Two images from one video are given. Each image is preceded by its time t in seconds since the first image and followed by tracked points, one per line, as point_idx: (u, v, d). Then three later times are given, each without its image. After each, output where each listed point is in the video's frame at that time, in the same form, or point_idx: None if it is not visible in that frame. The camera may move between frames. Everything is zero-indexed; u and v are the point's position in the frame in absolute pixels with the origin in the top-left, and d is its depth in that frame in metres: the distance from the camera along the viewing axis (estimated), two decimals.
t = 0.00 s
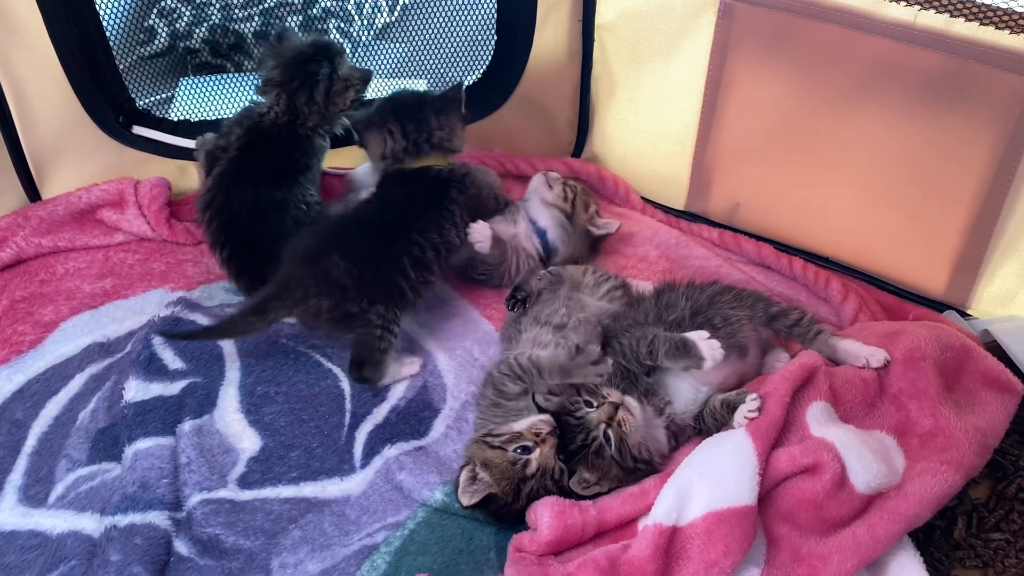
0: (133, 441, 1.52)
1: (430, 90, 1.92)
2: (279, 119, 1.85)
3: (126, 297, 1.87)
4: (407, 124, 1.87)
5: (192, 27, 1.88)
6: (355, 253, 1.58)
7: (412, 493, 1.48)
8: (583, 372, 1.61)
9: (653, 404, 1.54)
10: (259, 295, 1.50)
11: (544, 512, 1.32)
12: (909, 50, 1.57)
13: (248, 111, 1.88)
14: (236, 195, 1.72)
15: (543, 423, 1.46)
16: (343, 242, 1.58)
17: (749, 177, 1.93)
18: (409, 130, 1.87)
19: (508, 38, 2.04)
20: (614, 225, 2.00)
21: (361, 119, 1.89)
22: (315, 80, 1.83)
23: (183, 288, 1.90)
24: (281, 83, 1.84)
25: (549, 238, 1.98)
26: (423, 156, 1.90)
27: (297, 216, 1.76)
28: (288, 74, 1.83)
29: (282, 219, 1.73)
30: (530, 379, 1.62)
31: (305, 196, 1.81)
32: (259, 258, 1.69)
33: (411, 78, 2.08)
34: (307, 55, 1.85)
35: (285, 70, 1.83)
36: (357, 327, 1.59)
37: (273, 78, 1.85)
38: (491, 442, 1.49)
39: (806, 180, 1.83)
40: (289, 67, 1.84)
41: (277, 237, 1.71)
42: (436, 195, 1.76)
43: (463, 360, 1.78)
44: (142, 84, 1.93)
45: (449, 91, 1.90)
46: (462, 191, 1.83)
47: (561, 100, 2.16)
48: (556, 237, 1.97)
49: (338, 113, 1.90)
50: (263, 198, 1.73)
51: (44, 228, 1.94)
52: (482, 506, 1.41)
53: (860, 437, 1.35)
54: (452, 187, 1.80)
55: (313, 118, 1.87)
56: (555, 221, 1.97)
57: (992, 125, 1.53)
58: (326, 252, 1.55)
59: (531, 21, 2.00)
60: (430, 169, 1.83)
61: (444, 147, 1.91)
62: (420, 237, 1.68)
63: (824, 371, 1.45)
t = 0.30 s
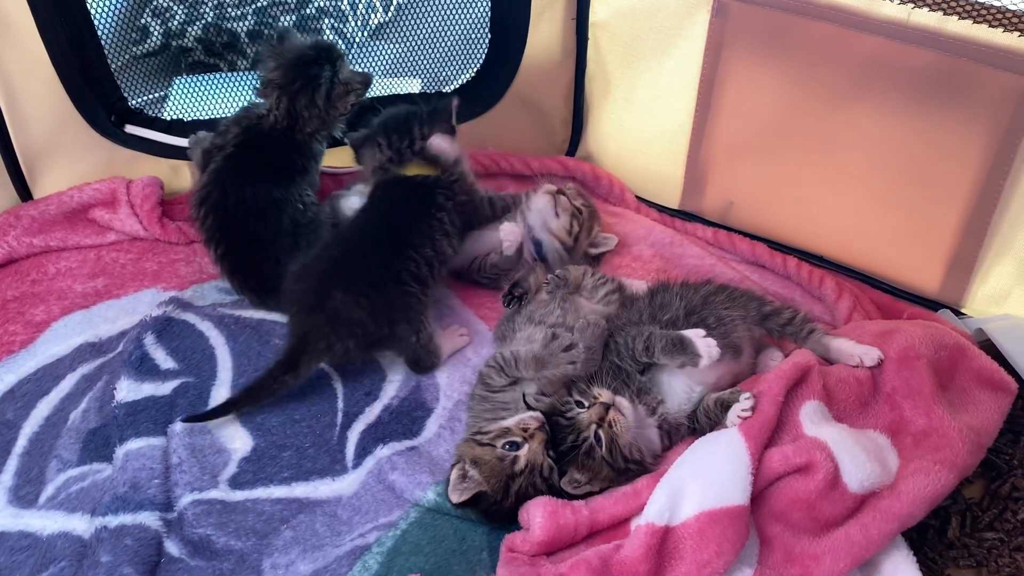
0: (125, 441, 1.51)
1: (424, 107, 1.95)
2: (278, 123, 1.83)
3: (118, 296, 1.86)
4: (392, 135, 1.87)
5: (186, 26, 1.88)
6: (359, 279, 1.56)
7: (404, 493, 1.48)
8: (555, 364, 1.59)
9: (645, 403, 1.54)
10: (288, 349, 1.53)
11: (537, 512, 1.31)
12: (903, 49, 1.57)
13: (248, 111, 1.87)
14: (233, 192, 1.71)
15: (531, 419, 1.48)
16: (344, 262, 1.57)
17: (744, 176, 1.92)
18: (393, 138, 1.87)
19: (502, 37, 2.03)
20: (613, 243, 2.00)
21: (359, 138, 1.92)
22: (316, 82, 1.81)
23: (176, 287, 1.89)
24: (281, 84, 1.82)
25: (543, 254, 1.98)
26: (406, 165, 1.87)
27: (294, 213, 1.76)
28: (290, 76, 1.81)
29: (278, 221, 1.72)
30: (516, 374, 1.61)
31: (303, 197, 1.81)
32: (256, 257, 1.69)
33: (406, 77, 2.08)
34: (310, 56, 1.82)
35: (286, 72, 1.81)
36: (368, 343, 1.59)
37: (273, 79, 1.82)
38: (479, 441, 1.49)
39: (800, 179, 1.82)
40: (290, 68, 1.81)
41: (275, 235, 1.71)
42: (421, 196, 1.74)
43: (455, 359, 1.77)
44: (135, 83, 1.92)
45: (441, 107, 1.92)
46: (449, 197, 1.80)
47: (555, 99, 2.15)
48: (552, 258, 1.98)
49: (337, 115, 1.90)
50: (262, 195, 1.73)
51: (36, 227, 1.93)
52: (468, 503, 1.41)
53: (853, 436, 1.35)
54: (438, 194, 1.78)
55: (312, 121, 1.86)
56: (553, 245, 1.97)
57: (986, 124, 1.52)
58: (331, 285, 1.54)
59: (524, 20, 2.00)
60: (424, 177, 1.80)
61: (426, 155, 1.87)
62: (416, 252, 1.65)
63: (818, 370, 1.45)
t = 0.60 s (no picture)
0: (122, 440, 1.51)
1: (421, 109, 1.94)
2: (269, 125, 1.81)
3: (115, 295, 1.86)
4: (388, 132, 1.85)
5: (183, 24, 1.87)
6: (365, 258, 1.57)
7: (402, 491, 1.47)
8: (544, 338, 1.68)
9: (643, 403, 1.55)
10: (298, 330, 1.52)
11: (535, 509, 1.31)
12: (900, 47, 1.57)
13: (242, 113, 1.86)
14: (234, 192, 1.70)
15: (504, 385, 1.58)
16: (344, 239, 1.57)
17: (740, 173, 1.92)
18: (388, 136, 1.85)
19: (500, 35, 2.03)
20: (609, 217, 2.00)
21: (353, 132, 1.89)
22: (310, 85, 1.81)
23: (172, 286, 1.88)
24: (273, 89, 1.81)
25: (544, 237, 2.02)
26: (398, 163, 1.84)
27: (298, 214, 1.74)
28: (282, 79, 1.80)
29: (281, 220, 1.71)
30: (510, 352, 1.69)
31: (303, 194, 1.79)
32: (259, 257, 1.68)
33: (404, 75, 2.08)
34: (301, 57, 1.81)
35: (279, 75, 1.80)
36: (371, 322, 1.59)
37: (266, 82, 1.82)
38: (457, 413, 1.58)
39: (799, 176, 1.82)
40: (283, 72, 1.80)
41: (277, 235, 1.70)
42: (411, 184, 1.75)
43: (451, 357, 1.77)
44: (132, 81, 1.91)
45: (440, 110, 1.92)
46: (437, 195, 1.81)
47: (552, 97, 2.15)
48: (553, 238, 2.01)
49: (330, 115, 1.89)
50: (264, 194, 1.72)
51: (32, 226, 1.93)
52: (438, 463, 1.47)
53: (851, 434, 1.35)
54: (425, 189, 1.77)
55: (308, 123, 1.85)
56: (552, 224, 2.00)
57: (983, 122, 1.52)
58: (337, 262, 1.54)
59: (522, 18, 1.99)
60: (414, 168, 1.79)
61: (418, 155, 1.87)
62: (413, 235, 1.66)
63: (815, 368, 1.45)
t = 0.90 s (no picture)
0: (121, 439, 1.51)
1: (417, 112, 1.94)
2: (273, 118, 1.80)
3: (114, 294, 1.86)
4: (388, 133, 1.87)
5: (181, 24, 1.87)
6: (355, 298, 1.53)
7: (401, 491, 1.47)
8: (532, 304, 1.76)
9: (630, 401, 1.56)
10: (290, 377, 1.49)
11: (533, 508, 1.31)
12: (898, 46, 1.57)
13: (243, 107, 1.86)
14: (241, 186, 1.71)
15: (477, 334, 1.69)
16: (335, 272, 1.55)
17: (739, 173, 1.92)
18: (389, 138, 1.86)
19: (498, 36, 2.03)
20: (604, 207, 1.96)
21: (343, 132, 1.91)
22: (308, 73, 1.80)
23: (171, 286, 1.89)
24: (272, 79, 1.79)
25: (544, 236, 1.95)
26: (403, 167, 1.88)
27: (303, 209, 1.75)
28: (279, 68, 1.79)
29: (287, 213, 1.72)
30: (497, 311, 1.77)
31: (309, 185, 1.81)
32: (264, 254, 1.68)
33: (402, 75, 2.08)
34: (299, 45, 1.80)
35: (278, 64, 1.79)
36: (370, 360, 1.56)
37: (263, 72, 1.80)
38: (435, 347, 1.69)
39: (800, 176, 1.82)
40: (281, 59, 1.79)
41: (284, 232, 1.70)
42: (408, 202, 1.74)
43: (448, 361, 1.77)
44: (131, 81, 1.91)
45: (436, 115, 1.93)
46: (433, 208, 1.80)
47: (551, 97, 2.15)
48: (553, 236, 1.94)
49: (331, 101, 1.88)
50: (272, 189, 1.72)
51: (31, 225, 1.93)
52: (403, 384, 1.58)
53: (849, 433, 1.36)
54: (423, 202, 1.78)
55: (309, 113, 1.84)
56: (548, 219, 1.95)
57: (981, 122, 1.53)
58: (328, 305, 1.51)
59: (520, 18, 1.99)
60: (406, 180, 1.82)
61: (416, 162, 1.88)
62: (404, 260, 1.64)
63: (814, 367, 1.45)
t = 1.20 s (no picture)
0: (116, 439, 1.50)
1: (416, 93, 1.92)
2: (257, 113, 1.77)
3: (111, 294, 1.86)
4: (383, 117, 1.86)
5: (178, 23, 1.87)
6: (378, 304, 1.55)
7: (397, 491, 1.46)
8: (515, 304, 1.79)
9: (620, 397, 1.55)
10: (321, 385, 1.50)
11: (530, 507, 1.30)
12: (894, 46, 1.57)
13: (225, 106, 1.82)
14: (257, 182, 1.70)
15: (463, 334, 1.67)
16: (361, 277, 1.56)
17: (735, 172, 1.93)
18: (385, 123, 1.86)
19: (495, 35, 2.03)
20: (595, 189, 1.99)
21: (337, 112, 1.88)
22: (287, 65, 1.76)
23: (168, 285, 1.89)
24: (251, 75, 1.76)
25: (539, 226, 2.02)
26: (398, 157, 1.87)
27: (322, 195, 1.77)
28: (257, 64, 1.76)
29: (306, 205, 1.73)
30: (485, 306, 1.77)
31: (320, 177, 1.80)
32: (287, 245, 1.70)
33: (399, 74, 2.07)
34: (275, 38, 1.76)
35: (256, 59, 1.76)
36: (398, 367, 1.57)
37: (243, 69, 1.77)
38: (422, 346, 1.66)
39: (798, 175, 1.82)
40: (259, 55, 1.76)
41: (304, 219, 1.72)
42: (416, 198, 1.74)
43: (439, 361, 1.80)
44: (128, 81, 1.92)
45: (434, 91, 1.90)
46: (437, 198, 1.78)
47: (548, 97, 2.15)
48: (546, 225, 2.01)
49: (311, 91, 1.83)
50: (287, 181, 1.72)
51: (27, 225, 1.92)
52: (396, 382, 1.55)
53: (845, 432, 1.36)
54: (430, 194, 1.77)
55: (292, 105, 1.79)
56: (541, 210, 2.01)
57: (978, 121, 1.53)
58: (357, 313, 1.53)
59: (517, 17, 2.00)
60: (403, 173, 1.81)
61: (419, 148, 1.88)
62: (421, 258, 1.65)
63: (810, 366, 1.45)
